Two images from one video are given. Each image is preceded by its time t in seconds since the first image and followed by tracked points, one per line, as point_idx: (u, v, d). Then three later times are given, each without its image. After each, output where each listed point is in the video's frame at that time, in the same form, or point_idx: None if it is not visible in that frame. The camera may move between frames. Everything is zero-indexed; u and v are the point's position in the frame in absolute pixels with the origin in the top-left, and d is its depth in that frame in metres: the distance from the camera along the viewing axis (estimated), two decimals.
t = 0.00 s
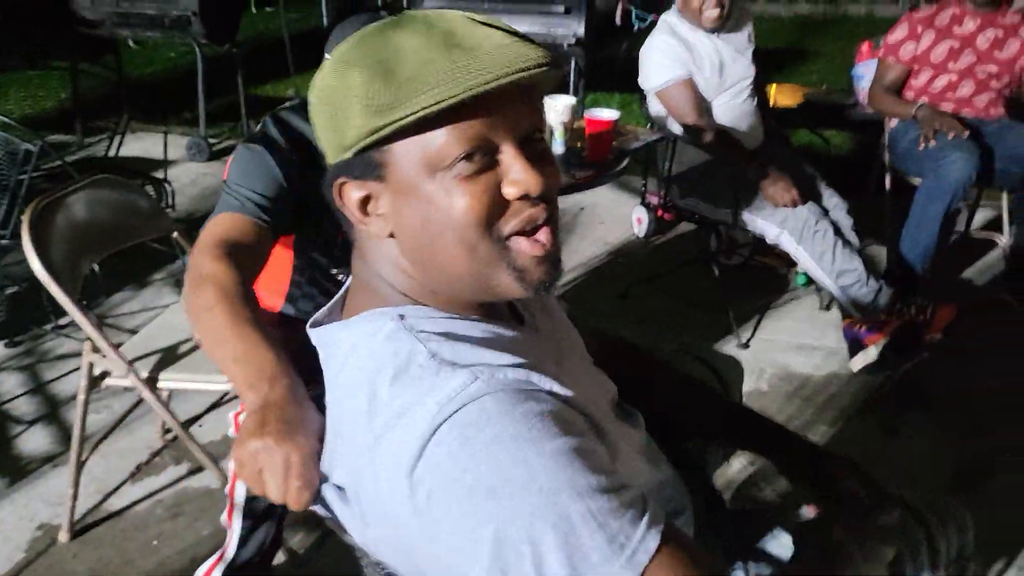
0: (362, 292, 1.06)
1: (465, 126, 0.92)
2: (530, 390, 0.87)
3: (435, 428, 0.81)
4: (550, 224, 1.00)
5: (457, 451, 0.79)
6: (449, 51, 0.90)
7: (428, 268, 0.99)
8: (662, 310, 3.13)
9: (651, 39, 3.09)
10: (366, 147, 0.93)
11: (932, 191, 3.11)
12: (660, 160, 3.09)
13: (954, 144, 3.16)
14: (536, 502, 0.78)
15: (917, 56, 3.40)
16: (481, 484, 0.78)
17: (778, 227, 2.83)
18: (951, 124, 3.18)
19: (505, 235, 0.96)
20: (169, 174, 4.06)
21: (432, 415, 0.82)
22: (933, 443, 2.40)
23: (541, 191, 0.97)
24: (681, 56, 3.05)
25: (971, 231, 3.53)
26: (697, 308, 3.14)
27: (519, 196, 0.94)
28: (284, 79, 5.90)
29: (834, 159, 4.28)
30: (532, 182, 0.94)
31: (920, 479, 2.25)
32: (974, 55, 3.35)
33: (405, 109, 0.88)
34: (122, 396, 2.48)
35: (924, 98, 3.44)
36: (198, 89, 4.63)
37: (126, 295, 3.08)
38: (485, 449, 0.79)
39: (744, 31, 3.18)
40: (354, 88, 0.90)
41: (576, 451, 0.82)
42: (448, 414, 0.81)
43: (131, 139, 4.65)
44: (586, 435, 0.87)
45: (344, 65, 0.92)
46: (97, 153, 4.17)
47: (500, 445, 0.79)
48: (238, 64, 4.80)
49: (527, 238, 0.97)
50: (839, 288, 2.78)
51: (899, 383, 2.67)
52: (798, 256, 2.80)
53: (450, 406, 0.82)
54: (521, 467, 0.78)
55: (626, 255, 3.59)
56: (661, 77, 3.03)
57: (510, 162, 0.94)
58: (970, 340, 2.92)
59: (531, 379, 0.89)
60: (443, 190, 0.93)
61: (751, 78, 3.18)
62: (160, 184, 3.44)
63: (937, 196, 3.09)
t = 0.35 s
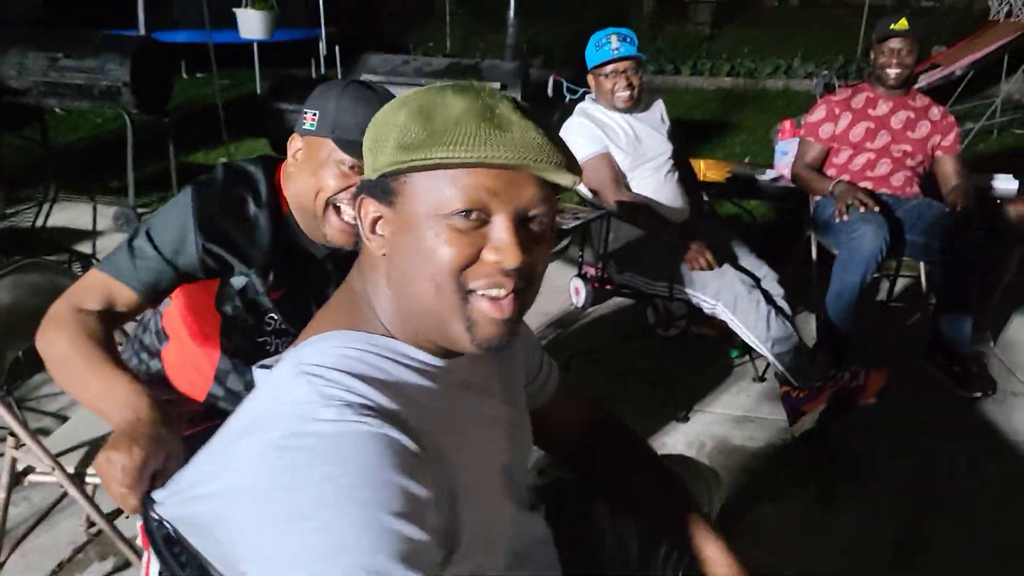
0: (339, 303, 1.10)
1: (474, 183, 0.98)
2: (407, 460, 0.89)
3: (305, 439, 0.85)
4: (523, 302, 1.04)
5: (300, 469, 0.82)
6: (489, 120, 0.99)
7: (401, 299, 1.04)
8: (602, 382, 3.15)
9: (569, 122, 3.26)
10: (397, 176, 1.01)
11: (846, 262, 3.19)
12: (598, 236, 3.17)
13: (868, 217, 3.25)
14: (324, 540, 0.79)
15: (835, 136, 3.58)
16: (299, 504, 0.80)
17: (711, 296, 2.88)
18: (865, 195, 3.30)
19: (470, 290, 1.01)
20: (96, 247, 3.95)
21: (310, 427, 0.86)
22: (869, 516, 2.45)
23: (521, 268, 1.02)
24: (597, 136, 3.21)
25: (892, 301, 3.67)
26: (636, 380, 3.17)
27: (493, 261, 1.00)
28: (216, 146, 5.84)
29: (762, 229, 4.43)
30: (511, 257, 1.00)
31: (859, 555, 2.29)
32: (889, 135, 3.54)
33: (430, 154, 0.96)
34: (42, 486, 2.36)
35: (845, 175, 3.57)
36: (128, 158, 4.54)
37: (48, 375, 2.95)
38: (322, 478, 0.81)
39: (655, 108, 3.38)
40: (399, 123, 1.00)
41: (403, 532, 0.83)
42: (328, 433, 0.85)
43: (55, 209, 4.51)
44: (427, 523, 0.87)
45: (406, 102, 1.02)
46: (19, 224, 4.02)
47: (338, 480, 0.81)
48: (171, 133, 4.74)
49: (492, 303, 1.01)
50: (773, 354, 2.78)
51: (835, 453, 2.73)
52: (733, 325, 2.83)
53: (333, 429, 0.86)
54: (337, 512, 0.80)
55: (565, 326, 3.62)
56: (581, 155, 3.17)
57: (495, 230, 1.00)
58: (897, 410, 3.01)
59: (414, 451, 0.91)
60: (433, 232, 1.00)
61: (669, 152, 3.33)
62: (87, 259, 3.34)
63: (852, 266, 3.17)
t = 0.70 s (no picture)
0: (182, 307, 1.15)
1: (280, 208, 1.02)
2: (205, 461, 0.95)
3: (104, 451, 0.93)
4: (335, 306, 1.09)
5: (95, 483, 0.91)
6: (287, 148, 1.02)
7: (221, 311, 1.08)
8: (609, 384, 3.16)
9: (561, 129, 3.25)
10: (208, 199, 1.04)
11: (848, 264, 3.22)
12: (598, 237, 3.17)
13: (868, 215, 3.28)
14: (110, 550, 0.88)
15: (833, 137, 3.60)
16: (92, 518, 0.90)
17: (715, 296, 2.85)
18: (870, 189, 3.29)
19: (280, 300, 1.05)
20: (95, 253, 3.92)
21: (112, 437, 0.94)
22: (877, 515, 2.46)
23: (327, 279, 1.06)
24: (590, 140, 3.19)
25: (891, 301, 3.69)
26: (640, 381, 3.18)
27: (298, 276, 1.04)
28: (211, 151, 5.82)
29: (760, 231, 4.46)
30: (315, 273, 1.04)
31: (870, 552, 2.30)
32: (886, 135, 3.56)
33: (231, 185, 0.99)
34: (52, 493, 2.34)
35: (844, 177, 3.61)
36: (125, 164, 4.51)
37: (52, 381, 2.93)
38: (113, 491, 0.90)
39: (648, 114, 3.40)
40: (203, 150, 1.02)
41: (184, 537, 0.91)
42: (123, 445, 0.92)
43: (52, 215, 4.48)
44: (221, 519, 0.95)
45: (212, 126, 1.04)
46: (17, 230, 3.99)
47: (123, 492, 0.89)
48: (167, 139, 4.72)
49: (301, 312, 1.06)
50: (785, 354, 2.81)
51: (843, 454, 2.75)
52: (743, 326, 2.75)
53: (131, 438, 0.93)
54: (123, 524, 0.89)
55: (567, 328, 3.63)
56: (575, 160, 3.16)
57: (298, 246, 1.04)
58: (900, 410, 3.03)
59: (217, 450, 0.97)
60: (241, 250, 1.03)
61: (667, 150, 3.33)
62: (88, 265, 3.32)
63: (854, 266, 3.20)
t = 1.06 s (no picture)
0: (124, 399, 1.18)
1: (148, 277, 1.03)
2: (187, 494, 0.96)
3: (97, 521, 0.96)
4: (234, 345, 1.10)
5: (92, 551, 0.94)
6: (128, 223, 1.04)
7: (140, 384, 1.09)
8: (666, 388, 3.17)
9: (622, 136, 3.29)
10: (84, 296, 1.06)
11: (892, 269, 3.22)
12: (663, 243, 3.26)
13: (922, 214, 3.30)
14: None
15: (889, 140, 3.58)
16: None
17: (783, 303, 2.90)
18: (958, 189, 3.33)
19: (182, 352, 1.06)
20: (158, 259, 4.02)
21: (99, 509, 0.97)
22: (947, 521, 2.43)
23: (216, 319, 1.08)
24: (649, 146, 3.21)
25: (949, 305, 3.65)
26: (696, 387, 3.18)
27: (187, 326, 1.05)
28: (261, 160, 5.93)
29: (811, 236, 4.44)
30: (199, 316, 1.05)
31: (943, 557, 2.28)
32: (943, 135, 3.54)
33: (98, 270, 1.00)
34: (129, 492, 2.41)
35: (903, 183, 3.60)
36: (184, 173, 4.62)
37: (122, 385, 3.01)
38: (103, 549, 0.92)
39: (704, 118, 3.41)
40: (65, 255, 1.04)
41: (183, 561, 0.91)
42: (107, 507, 0.95)
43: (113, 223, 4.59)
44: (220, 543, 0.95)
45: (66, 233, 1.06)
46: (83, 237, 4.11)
47: (114, 544, 0.91)
48: (223, 149, 4.82)
49: (206, 356, 1.07)
50: (855, 356, 2.82)
51: (908, 459, 2.73)
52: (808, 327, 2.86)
53: (111, 500, 0.96)
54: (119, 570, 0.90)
55: (621, 333, 3.64)
56: (634, 168, 3.17)
57: (177, 301, 1.06)
58: (962, 416, 3.00)
59: (210, 479, 0.99)
60: (129, 322, 1.04)
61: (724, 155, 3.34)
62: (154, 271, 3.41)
63: (898, 271, 3.19)
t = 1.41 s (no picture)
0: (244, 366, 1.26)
1: (237, 226, 1.12)
2: (304, 426, 1.00)
3: (221, 456, 0.99)
4: (328, 279, 1.14)
5: (216, 483, 0.97)
6: (207, 181, 1.14)
7: (247, 333, 1.15)
8: (710, 393, 3.18)
9: (673, 140, 3.32)
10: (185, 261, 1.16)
11: (937, 275, 3.20)
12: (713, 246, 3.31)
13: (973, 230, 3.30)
14: (241, 518, 0.91)
15: (935, 154, 3.55)
16: (220, 512, 0.95)
17: (839, 315, 2.93)
18: (1007, 209, 3.30)
19: (281, 290, 1.11)
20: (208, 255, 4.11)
21: (223, 447, 1.01)
22: (998, 530, 2.42)
23: (304, 251, 1.13)
24: (700, 151, 3.24)
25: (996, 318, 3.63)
26: (741, 392, 3.19)
27: (279, 263, 1.11)
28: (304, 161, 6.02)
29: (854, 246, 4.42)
30: (288, 251, 1.11)
31: (995, 565, 2.26)
32: (990, 144, 3.51)
33: (191, 224, 1.11)
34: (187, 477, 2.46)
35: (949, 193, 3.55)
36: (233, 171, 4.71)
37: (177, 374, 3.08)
38: (228, 477, 0.95)
39: (753, 124, 3.45)
40: (162, 226, 1.15)
41: (307, 482, 0.93)
42: (230, 440, 0.99)
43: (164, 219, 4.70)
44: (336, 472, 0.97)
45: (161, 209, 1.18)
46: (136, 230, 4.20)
47: (239, 471, 0.94)
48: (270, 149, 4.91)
49: (304, 291, 1.11)
50: (909, 373, 2.80)
51: (956, 468, 2.72)
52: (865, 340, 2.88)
53: (233, 434, 1.00)
54: (243, 492, 0.92)
55: (664, 338, 3.66)
56: (686, 169, 3.18)
57: (268, 242, 1.13)
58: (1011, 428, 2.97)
59: (327, 419, 1.02)
60: (228, 271, 1.11)
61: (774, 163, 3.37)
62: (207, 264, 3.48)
63: (941, 279, 3.18)
